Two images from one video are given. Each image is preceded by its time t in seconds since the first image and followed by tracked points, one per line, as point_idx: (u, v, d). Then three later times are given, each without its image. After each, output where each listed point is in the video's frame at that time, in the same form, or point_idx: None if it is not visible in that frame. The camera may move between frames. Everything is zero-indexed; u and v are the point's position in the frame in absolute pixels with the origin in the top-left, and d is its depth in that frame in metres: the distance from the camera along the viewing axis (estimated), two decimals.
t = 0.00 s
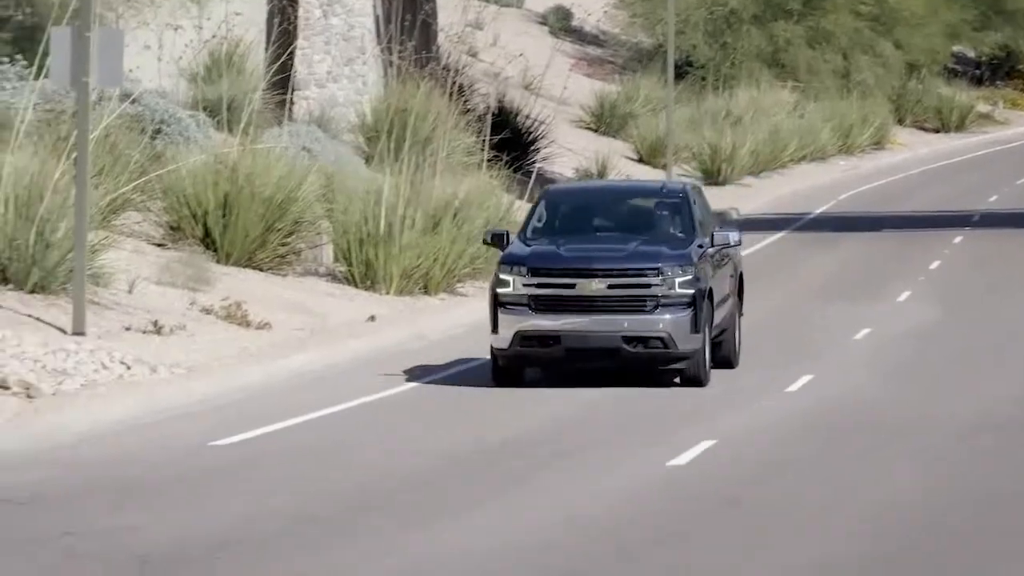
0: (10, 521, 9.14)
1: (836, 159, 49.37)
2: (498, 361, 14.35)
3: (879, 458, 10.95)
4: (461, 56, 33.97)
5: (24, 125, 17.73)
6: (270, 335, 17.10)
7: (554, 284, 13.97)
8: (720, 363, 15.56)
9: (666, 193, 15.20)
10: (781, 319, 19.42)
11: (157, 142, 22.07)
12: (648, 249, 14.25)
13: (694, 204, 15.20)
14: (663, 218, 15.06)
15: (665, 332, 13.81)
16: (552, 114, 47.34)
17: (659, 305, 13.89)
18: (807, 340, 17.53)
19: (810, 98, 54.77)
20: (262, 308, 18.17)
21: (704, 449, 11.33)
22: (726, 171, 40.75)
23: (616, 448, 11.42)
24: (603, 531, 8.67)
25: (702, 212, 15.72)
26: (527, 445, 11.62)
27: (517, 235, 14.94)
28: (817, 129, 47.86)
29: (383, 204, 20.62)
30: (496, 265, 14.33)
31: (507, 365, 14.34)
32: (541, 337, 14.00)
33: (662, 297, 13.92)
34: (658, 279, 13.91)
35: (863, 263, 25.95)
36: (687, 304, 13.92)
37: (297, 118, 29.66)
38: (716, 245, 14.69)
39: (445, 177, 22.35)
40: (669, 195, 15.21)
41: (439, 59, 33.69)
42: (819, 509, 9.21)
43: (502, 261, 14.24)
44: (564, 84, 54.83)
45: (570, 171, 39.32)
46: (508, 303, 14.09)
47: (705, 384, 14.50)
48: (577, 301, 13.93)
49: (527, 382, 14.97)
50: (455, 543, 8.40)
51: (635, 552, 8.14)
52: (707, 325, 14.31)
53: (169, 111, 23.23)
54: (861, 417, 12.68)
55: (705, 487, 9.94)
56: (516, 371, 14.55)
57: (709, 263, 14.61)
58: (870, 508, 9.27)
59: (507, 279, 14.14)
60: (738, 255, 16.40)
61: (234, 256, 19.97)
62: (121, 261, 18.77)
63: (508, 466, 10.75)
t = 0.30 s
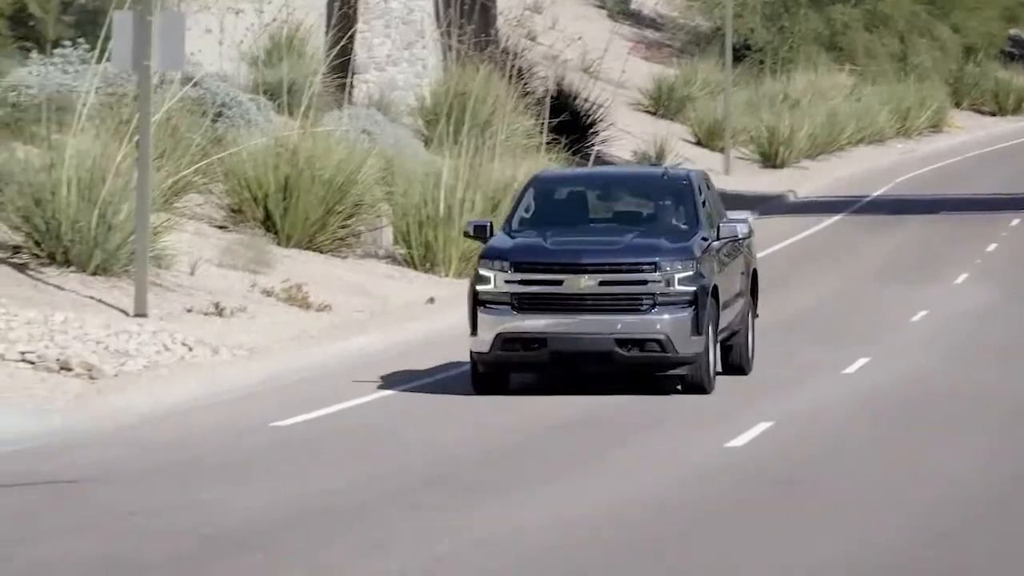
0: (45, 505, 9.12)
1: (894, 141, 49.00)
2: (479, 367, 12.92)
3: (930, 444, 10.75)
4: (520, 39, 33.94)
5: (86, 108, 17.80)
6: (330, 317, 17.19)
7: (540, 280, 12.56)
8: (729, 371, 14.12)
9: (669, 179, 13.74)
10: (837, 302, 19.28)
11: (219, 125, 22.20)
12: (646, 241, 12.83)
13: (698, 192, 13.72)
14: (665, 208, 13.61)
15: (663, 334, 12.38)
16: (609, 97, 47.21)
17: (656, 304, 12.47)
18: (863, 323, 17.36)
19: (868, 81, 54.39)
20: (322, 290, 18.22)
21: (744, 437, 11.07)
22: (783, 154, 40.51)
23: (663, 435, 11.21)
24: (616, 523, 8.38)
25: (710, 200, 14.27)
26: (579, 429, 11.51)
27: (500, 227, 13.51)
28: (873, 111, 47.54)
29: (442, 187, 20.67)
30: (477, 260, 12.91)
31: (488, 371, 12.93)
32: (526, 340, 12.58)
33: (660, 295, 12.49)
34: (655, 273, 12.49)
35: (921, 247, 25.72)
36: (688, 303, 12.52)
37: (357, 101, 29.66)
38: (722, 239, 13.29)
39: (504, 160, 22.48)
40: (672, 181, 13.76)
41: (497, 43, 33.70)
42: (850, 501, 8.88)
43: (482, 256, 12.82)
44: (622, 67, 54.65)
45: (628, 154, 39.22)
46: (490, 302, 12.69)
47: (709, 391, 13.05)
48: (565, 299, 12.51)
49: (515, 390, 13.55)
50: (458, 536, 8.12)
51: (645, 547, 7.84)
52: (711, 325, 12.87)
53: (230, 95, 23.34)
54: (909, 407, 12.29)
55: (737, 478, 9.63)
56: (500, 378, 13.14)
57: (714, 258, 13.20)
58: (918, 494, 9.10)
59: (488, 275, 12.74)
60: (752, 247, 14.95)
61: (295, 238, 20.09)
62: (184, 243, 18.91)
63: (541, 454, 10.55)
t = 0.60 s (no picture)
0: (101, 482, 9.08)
1: (978, 116, 48.43)
2: (445, 370, 11.24)
3: (1015, 417, 10.63)
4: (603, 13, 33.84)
5: (175, 83, 18.02)
6: (413, 289, 17.29)
7: (513, 270, 10.89)
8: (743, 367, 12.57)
9: (668, 153, 11.89)
10: (919, 276, 19.08)
11: (305, 99, 22.35)
12: (635, 224, 11.08)
13: (698, 168, 11.87)
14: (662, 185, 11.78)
15: (652, 333, 10.75)
16: (692, 72, 46.97)
17: (645, 297, 10.82)
18: (946, 297, 17.18)
19: (951, 56, 53.78)
20: (409, 265, 18.38)
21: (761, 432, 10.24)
22: (866, 128, 40.14)
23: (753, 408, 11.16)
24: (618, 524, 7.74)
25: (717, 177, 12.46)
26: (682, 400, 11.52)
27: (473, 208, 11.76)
28: (957, 86, 47.03)
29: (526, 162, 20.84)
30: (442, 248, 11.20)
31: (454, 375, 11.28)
32: (495, 339, 10.91)
33: (649, 287, 10.83)
34: (643, 261, 10.81)
35: (1005, 221, 25.39)
36: (682, 295, 10.86)
37: (442, 74, 29.35)
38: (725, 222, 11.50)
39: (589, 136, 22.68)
40: (670, 155, 11.91)
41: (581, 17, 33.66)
42: (874, 499, 8.23)
43: (448, 243, 11.11)
44: (705, 42, 54.34)
45: (712, 128, 39.03)
46: (455, 296, 11.00)
47: (708, 397, 11.39)
48: (540, 292, 10.83)
49: (489, 397, 11.93)
50: (483, 526, 7.73)
51: (646, 549, 7.26)
52: (709, 321, 11.18)
53: (317, 69, 23.51)
54: (993, 383, 12.05)
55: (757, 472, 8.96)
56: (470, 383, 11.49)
57: (716, 245, 11.43)
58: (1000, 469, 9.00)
59: (452, 264, 11.04)
60: (768, 228, 13.19)
61: (382, 213, 20.23)
62: (271, 217, 19.09)
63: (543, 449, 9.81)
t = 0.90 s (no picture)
0: (206, 444, 9.33)
1: None
2: (405, 375, 9.86)
3: None
4: None
5: (284, 56, 18.37)
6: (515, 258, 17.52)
7: (479, 260, 9.49)
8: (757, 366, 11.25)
9: (667, 129, 10.53)
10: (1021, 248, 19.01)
11: (411, 73, 22.64)
12: (622, 208, 9.67)
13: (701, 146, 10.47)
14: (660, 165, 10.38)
15: (639, 334, 9.35)
16: (793, 45, 46.73)
17: (631, 292, 9.41)
18: None
19: None
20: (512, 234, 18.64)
21: (821, 420, 9.63)
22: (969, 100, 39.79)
23: (835, 388, 10.95)
24: (675, 502, 7.53)
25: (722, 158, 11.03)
26: (806, 369, 11.81)
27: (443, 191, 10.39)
28: None
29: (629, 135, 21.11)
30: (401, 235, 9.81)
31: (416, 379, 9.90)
32: (459, 339, 9.52)
33: (635, 280, 9.41)
34: (628, 251, 9.39)
35: None
36: (675, 290, 9.45)
37: (547, 47, 29.61)
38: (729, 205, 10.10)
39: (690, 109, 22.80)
40: (669, 133, 10.52)
41: None
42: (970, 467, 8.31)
43: (407, 229, 9.72)
44: (805, 15, 54.02)
45: (814, 100, 38.89)
46: (414, 289, 9.64)
47: (703, 407, 9.98)
48: (512, 285, 9.45)
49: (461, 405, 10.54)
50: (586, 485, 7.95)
51: (742, 509, 7.41)
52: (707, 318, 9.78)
53: (422, 43, 23.82)
54: None
55: (819, 453, 8.66)
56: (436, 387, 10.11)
57: (717, 233, 10.01)
58: None
59: (412, 253, 9.66)
60: (785, 213, 11.73)
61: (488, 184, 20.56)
62: (378, 187, 19.45)
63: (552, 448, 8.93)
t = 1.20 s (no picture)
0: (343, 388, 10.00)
1: None
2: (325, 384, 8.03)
3: None
4: None
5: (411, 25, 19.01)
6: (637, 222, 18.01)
7: (402, 246, 7.70)
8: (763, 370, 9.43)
9: (647, 96, 8.73)
10: None
11: (536, 42, 23.03)
12: (580, 188, 7.84)
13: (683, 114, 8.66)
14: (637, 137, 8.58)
15: (596, 336, 7.54)
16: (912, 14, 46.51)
17: (588, 289, 7.60)
18: None
19: None
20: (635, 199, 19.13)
21: (931, 369, 9.99)
22: None
23: (948, 343, 11.28)
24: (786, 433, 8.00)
25: (718, 136, 9.27)
26: (937, 326, 12.23)
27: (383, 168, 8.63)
28: None
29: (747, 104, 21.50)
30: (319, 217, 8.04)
31: (341, 390, 8.06)
32: (386, 343, 7.73)
33: (593, 272, 7.59)
34: (583, 240, 7.57)
35: None
36: (640, 285, 7.65)
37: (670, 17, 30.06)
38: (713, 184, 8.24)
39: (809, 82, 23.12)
40: (649, 100, 8.73)
41: None
42: None
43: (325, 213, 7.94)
44: None
45: (934, 69, 38.75)
46: (335, 285, 7.86)
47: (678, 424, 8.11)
48: (442, 282, 7.65)
49: (403, 418, 8.59)
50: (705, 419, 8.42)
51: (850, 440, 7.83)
52: (682, 320, 7.96)
53: (548, 14, 24.36)
54: None
55: (928, 394, 9.05)
56: (371, 401, 8.22)
57: (699, 218, 8.19)
58: None
59: (333, 242, 7.86)
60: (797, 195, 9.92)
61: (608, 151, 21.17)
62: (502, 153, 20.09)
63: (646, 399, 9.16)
